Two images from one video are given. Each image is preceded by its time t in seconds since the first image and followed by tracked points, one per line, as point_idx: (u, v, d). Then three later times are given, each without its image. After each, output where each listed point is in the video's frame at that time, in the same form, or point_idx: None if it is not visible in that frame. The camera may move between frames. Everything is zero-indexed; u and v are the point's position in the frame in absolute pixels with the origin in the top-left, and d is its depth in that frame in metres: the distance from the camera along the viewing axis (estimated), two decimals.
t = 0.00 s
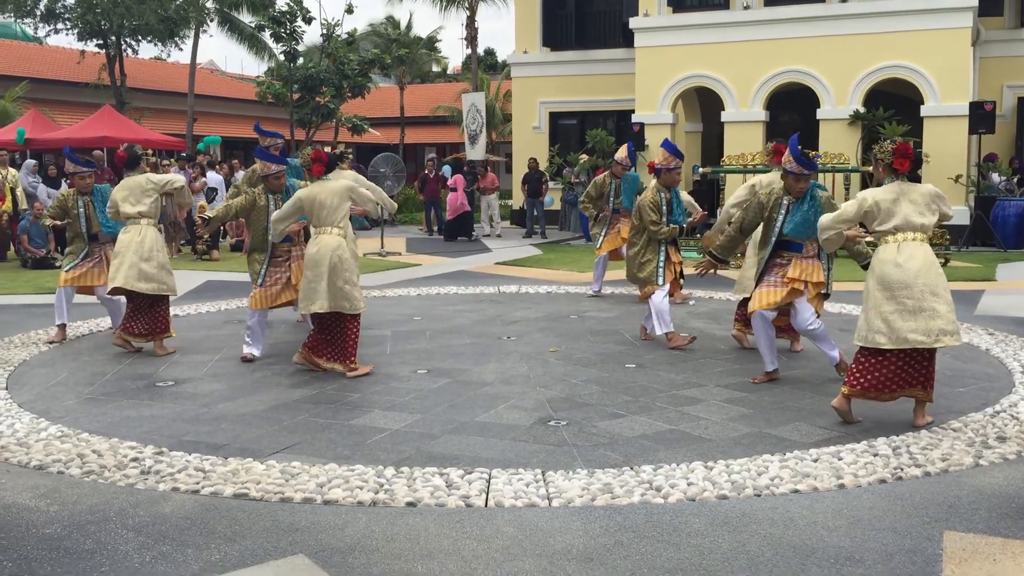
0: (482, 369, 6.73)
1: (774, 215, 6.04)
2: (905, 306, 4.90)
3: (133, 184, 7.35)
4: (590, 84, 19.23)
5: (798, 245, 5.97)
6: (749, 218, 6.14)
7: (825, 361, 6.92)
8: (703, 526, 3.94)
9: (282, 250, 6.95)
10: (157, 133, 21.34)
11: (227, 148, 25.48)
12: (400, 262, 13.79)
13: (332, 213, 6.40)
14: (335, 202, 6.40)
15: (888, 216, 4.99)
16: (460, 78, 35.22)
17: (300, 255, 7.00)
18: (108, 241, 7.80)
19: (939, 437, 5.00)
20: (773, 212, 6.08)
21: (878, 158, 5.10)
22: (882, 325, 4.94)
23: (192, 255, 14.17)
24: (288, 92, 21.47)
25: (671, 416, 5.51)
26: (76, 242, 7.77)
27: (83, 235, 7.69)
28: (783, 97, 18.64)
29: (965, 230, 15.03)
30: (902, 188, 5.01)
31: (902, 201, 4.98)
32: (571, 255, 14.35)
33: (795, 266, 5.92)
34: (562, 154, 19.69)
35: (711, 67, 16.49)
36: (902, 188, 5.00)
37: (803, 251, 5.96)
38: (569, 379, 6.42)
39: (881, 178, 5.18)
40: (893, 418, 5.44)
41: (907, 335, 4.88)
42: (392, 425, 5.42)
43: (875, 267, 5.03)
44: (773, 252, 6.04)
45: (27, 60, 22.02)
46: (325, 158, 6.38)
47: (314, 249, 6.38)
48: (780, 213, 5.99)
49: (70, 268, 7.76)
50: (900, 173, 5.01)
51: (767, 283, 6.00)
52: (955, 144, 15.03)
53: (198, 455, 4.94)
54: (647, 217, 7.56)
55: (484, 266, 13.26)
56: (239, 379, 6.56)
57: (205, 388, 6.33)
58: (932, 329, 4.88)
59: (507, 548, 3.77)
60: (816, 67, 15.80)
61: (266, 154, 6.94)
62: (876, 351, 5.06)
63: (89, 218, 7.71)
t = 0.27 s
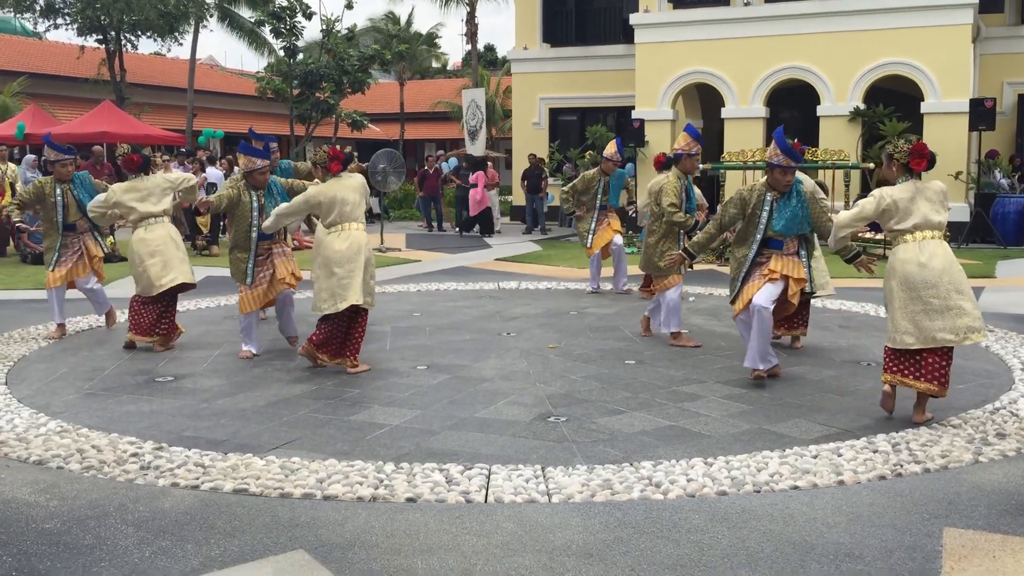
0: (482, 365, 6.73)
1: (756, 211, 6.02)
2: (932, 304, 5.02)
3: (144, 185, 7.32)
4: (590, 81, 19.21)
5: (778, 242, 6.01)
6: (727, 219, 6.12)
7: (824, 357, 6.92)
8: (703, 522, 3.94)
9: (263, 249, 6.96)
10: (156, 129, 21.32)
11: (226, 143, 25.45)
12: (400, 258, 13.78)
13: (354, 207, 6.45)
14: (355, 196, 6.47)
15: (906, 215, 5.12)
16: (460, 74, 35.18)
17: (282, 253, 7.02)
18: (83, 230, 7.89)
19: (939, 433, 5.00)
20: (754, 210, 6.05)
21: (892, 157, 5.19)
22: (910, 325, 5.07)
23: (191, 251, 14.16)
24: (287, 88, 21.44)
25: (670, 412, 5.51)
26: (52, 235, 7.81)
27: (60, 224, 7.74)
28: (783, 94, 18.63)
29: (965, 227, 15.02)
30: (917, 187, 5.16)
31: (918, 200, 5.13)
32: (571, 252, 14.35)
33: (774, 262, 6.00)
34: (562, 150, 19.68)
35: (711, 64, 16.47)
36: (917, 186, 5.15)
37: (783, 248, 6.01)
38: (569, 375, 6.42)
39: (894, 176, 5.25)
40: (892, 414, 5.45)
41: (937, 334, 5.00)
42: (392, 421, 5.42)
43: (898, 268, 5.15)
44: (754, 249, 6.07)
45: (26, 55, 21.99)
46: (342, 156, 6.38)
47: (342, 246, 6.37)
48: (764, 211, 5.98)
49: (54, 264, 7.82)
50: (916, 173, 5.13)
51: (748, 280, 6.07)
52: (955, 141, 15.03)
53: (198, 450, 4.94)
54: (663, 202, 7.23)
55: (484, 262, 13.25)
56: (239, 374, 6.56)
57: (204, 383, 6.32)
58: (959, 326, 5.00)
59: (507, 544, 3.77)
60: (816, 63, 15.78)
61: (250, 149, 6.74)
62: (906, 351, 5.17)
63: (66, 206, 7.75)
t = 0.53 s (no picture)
0: (481, 363, 6.73)
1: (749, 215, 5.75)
2: (944, 317, 5.06)
3: (154, 186, 7.47)
4: (588, 79, 19.21)
5: (765, 246, 5.77)
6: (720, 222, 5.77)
7: (823, 356, 6.92)
8: (701, 520, 3.94)
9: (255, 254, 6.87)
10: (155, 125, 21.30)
11: (224, 140, 25.43)
12: (398, 255, 13.78)
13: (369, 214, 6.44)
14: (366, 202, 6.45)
15: (914, 227, 5.16)
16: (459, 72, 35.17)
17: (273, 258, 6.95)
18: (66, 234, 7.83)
19: (937, 432, 5.00)
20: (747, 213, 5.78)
21: (898, 169, 5.22)
22: (924, 338, 5.09)
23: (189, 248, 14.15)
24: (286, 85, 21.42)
25: (669, 410, 5.51)
26: (36, 241, 7.73)
27: (45, 229, 7.64)
28: (782, 93, 18.63)
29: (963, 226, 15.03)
30: (922, 199, 5.20)
31: (925, 212, 5.16)
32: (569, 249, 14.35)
33: (763, 267, 5.74)
34: (560, 148, 19.67)
35: (710, 62, 16.46)
36: (922, 199, 5.19)
37: (768, 252, 5.77)
38: (567, 373, 6.43)
39: (899, 188, 5.29)
40: (891, 412, 5.45)
41: (951, 346, 5.05)
42: (390, 418, 5.42)
43: (908, 281, 5.17)
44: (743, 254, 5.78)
45: (25, 51, 21.97)
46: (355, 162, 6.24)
47: (365, 251, 6.34)
48: (757, 212, 5.72)
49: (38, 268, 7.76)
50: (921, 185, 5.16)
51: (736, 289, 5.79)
52: (954, 140, 15.04)
53: (196, 447, 4.93)
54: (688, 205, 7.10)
55: (482, 259, 13.24)
56: (237, 372, 6.56)
57: (203, 381, 6.32)
58: (970, 337, 5.08)
59: (506, 541, 3.77)
60: (815, 62, 15.79)
61: (246, 153, 6.64)
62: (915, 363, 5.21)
63: (52, 212, 7.67)
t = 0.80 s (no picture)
0: (478, 362, 6.73)
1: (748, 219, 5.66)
2: (941, 309, 5.14)
3: (156, 184, 7.48)
4: (586, 78, 19.21)
5: (755, 250, 5.72)
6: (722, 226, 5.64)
7: (820, 356, 6.93)
8: (699, 519, 3.94)
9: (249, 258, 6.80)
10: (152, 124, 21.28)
11: (221, 140, 25.42)
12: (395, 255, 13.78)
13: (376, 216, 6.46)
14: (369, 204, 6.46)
15: (915, 222, 5.20)
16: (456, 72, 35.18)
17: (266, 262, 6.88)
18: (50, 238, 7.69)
19: (934, 432, 5.01)
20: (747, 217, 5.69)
21: (899, 164, 5.19)
22: (918, 327, 5.16)
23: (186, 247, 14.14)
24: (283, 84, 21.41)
25: (666, 409, 5.52)
26: (24, 244, 7.60)
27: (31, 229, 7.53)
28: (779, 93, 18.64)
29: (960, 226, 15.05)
30: (921, 194, 5.23)
31: (925, 207, 5.21)
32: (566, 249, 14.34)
33: (757, 272, 5.70)
34: (558, 147, 19.67)
35: (707, 62, 16.46)
36: (921, 194, 5.22)
37: (759, 255, 5.74)
38: (564, 373, 6.43)
39: (898, 183, 5.27)
40: (889, 412, 5.46)
41: (944, 336, 5.12)
42: (387, 418, 5.42)
43: (907, 273, 5.21)
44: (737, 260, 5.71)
45: (22, 50, 21.94)
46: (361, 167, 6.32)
47: (377, 255, 6.32)
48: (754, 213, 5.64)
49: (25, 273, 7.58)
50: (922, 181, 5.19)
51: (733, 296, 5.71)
52: (951, 140, 15.05)
53: (194, 447, 4.93)
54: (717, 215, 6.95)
55: (480, 259, 13.24)
56: (234, 371, 6.55)
57: (200, 380, 6.32)
58: (963, 329, 5.15)
59: (503, 541, 3.77)
60: (813, 62, 15.79)
61: (247, 154, 6.52)
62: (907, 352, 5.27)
63: (39, 212, 7.56)
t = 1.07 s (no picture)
0: (476, 362, 6.73)
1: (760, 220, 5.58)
2: (933, 299, 5.29)
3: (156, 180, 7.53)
4: (584, 78, 19.21)
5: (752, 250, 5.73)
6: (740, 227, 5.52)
7: (818, 355, 6.93)
8: (696, 519, 3.95)
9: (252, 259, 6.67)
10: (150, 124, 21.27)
11: (219, 139, 25.40)
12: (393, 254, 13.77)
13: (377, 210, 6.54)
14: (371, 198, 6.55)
15: (909, 216, 5.34)
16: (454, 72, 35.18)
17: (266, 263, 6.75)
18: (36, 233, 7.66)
19: (931, 431, 5.02)
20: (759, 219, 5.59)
21: (894, 159, 5.30)
22: (912, 318, 5.29)
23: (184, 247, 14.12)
24: (281, 84, 21.41)
25: (664, 409, 5.52)
26: (14, 238, 7.50)
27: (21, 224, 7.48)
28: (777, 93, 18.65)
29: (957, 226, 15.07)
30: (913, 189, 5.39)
31: (916, 202, 5.38)
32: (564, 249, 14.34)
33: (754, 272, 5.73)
34: (556, 147, 19.67)
35: (705, 62, 16.47)
36: (913, 189, 5.38)
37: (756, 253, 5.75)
38: (562, 373, 6.43)
39: (890, 178, 5.37)
40: (886, 412, 5.46)
41: (936, 325, 5.26)
42: (385, 418, 5.42)
43: (902, 264, 5.33)
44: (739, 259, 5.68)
45: (19, 50, 21.90)
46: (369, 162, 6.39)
47: (386, 249, 6.43)
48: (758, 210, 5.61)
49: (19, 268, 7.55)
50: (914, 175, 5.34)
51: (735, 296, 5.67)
52: (948, 140, 15.06)
53: (191, 447, 4.93)
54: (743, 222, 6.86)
55: (478, 259, 13.24)
56: (232, 371, 6.55)
57: (197, 380, 6.31)
58: (952, 319, 5.31)
59: (500, 540, 3.77)
60: (810, 62, 15.80)
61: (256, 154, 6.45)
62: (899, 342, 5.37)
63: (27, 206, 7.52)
